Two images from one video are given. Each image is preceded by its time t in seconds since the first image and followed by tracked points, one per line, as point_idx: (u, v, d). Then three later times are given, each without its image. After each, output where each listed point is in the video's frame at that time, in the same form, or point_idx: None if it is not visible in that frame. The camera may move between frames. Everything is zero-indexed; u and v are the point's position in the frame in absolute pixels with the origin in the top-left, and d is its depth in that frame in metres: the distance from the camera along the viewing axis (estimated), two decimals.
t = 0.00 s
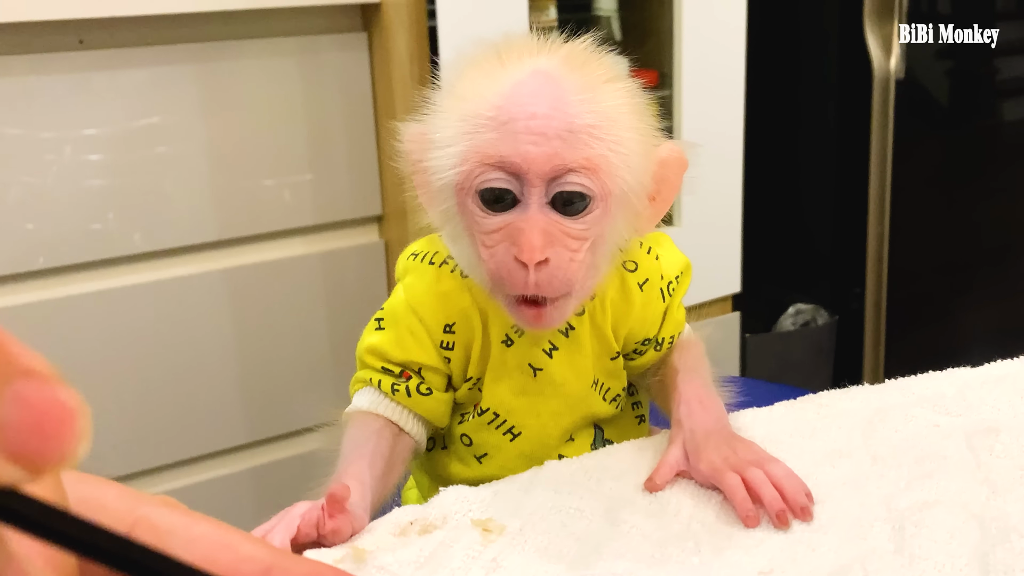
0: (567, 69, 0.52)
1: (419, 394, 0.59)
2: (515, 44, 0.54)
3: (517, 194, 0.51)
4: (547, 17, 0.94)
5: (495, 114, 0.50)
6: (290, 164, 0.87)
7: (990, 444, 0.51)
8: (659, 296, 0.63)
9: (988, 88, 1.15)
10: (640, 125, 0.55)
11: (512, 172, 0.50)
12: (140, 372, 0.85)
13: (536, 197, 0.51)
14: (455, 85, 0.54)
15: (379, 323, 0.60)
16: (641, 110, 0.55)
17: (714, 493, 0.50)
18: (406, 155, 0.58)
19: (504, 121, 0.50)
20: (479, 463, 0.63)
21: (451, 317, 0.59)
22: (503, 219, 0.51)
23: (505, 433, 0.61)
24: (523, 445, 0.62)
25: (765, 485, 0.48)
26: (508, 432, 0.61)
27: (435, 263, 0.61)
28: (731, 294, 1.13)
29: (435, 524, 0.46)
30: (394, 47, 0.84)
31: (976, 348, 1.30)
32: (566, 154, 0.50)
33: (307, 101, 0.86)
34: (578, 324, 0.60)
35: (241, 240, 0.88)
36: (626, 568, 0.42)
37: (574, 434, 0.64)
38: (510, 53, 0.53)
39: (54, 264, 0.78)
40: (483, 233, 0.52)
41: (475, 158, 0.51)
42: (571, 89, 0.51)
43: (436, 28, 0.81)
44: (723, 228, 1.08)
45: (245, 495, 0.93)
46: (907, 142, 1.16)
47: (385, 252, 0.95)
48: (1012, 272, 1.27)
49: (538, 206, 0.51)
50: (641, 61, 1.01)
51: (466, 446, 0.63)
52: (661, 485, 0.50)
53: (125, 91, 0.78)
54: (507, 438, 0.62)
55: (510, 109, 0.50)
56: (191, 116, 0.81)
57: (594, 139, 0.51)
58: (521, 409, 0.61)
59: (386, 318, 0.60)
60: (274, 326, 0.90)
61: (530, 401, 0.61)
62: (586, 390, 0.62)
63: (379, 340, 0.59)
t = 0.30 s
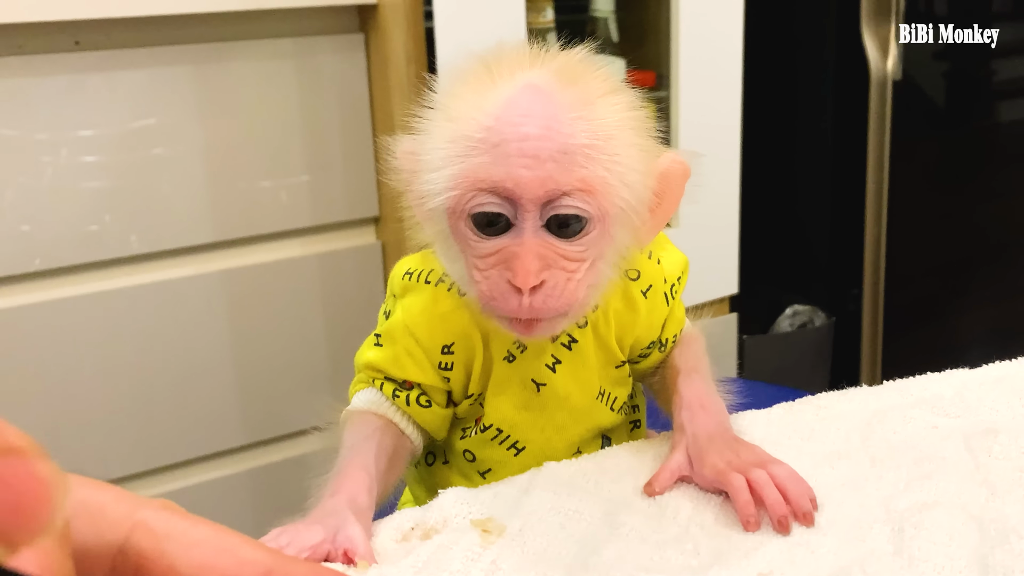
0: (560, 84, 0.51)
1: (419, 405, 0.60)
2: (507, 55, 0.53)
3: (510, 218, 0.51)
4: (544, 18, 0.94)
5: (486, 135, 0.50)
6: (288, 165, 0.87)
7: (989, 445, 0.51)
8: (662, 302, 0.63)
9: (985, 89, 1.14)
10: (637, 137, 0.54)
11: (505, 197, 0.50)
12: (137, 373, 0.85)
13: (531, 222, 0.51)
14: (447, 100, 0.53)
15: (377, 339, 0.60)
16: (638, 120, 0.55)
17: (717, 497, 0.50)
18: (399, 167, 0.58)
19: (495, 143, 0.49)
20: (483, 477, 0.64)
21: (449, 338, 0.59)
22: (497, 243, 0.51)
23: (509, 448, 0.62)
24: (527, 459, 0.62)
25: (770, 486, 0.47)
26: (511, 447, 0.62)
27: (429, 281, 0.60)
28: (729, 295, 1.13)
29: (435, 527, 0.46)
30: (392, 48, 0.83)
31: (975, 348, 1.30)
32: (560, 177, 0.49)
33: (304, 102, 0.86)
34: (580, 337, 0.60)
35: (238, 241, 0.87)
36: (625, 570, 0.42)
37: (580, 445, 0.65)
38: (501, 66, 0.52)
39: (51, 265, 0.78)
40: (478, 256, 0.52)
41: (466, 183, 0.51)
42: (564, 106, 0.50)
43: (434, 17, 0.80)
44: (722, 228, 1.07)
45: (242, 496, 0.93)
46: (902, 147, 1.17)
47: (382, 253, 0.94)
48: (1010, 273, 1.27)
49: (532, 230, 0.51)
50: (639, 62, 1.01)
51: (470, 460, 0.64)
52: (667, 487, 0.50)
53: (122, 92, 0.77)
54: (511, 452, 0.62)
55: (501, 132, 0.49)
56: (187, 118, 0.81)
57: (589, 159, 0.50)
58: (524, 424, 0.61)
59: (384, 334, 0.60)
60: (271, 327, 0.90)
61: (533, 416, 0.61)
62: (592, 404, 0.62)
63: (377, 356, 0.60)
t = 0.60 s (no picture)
0: (562, 93, 0.50)
1: (414, 407, 0.61)
2: (508, 61, 0.53)
3: (509, 234, 0.50)
4: (541, 19, 0.94)
5: (486, 147, 0.49)
6: (285, 165, 0.86)
7: (987, 446, 0.51)
8: (672, 308, 0.61)
9: (982, 90, 1.15)
10: (640, 144, 0.53)
11: (504, 213, 0.49)
12: (133, 374, 0.84)
13: (530, 238, 0.50)
14: (447, 108, 0.52)
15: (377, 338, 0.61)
16: (643, 126, 0.54)
17: (693, 542, 0.46)
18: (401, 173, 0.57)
19: (493, 158, 0.49)
20: (483, 479, 0.64)
21: (446, 340, 0.59)
22: (497, 259, 0.51)
23: (509, 450, 0.62)
24: (527, 463, 0.62)
25: (754, 533, 0.43)
26: (512, 449, 0.62)
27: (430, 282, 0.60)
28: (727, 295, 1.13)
29: (434, 528, 0.46)
30: (389, 49, 0.83)
31: (973, 349, 1.30)
32: (559, 193, 0.49)
33: (301, 102, 0.85)
34: (584, 342, 0.60)
35: (235, 242, 0.87)
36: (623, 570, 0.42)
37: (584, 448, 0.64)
38: (502, 73, 0.52)
39: (47, 266, 0.78)
40: (477, 271, 0.52)
41: (465, 197, 0.50)
42: (566, 117, 0.49)
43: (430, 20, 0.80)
44: (720, 228, 1.07)
45: (238, 498, 0.93)
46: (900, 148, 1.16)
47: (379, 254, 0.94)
48: (1007, 274, 1.27)
49: (532, 247, 0.50)
50: (636, 62, 1.01)
51: (470, 462, 0.64)
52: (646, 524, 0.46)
53: (119, 92, 0.77)
54: (511, 455, 0.62)
55: (501, 145, 0.48)
56: (184, 118, 0.80)
57: (590, 173, 0.50)
58: (523, 426, 0.61)
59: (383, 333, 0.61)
60: (268, 328, 0.90)
61: (532, 420, 0.61)
62: (592, 407, 0.62)
63: (375, 355, 0.60)
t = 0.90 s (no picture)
0: (565, 90, 0.50)
1: (415, 407, 0.61)
2: (510, 60, 0.53)
3: (514, 231, 0.50)
4: (541, 18, 0.94)
5: (491, 145, 0.49)
6: (284, 165, 0.86)
7: (987, 446, 0.51)
8: (673, 311, 0.60)
9: (983, 90, 1.15)
10: (642, 142, 0.54)
11: (509, 210, 0.49)
12: (132, 373, 0.84)
13: (535, 235, 0.50)
14: (450, 107, 0.53)
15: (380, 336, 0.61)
16: (645, 125, 0.54)
17: (693, 542, 0.46)
18: (402, 173, 0.57)
19: (499, 154, 0.49)
20: (484, 480, 0.65)
21: (447, 339, 0.59)
22: (501, 256, 0.51)
23: (509, 454, 0.62)
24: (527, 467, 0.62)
25: (751, 531, 0.43)
26: (512, 454, 0.62)
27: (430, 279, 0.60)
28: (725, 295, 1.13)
29: (433, 528, 0.46)
30: (388, 49, 0.83)
31: (972, 349, 1.30)
32: (564, 188, 0.49)
33: (299, 102, 0.85)
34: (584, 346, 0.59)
35: (233, 241, 0.87)
36: (623, 571, 0.42)
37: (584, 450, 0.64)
38: (505, 71, 0.52)
39: (45, 266, 0.78)
40: (482, 270, 0.52)
41: (470, 195, 0.50)
42: (569, 113, 0.49)
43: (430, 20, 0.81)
44: (719, 228, 1.07)
45: (236, 498, 0.93)
46: (900, 147, 1.16)
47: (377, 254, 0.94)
48: (1005, 274, 1.27)
49: (537, 243, 0.50)
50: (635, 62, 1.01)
51: (471, 464, 0.65)
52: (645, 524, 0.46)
53: (118, 91, 0.77)
54: (511, 459, 0.63)
55: (506, 141, 0.48)
56: (183, 117, 0.80)
57: (594, 169, 0.50)
58: (523, 431, 0.61)
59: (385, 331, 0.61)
60: (266, 327, 0.90)
61: (533, 424, 0.61)
62: (594, 409, 0.62)
63: (377, 352, 0.60)
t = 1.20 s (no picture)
0: (544, 94, 0.50)
1: (403, 408, 0.63)
2: (489, 64, 0.53)
3: (494, 235, 0.50)
4: (540, 19, 0.94)
5: (470, 150, 0.49)
6: (284, 166, 0.87)
7: (983, 446, 0.51)
8: (655, 315, 0.61)
9: (982, 90, 1.15)
10: (622, 145, 0.54)
11: (489, 215, 0.49)
12: (131, 373, 0.84)
13: (515, 239, 0.50)
14: (430, 111, 0.52)
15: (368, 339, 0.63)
16: (625, 128, 0.54)
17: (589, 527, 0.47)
18: (385, 177, 0.58)
19: (477, 160, 0.49)
20: (472, 485, 0.66)
21: (431, 341, 0.61)
22: (482, 260, 0.51)
23: (495, 458, 0.63)
24: (513, 471, 0.63)
25: (623, 529, 0.44)
26: (497, 458, 0.63)
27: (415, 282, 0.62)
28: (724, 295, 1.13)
29: (426, 529, 0.46)
30: (387, 49, 0.83)
31: (970, 349, 1.30)
32: (543, 195, 0.49)
33: (298, 102, 0.85)
34: (567, 347, 0.60)
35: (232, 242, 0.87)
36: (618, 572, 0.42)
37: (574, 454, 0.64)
38: (484, 75, 0.52)
39: (44, 266, 0.78)
40: (463, 273, 0.52)
41: (449, 200, 0.50)
42: (548, 118, 0.49)
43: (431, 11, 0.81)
44: (718, 228, 1.07)
45: (236, 498, 0.93)
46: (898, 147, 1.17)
47: (376, 254, 0.94)
48: (1003, 273, 1.27)
49: (517, 247, 0.50)
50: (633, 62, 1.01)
51: (459, 468, 0.66)
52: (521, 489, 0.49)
53: (118, 92, 0.77)
54: (498, 463, 0.63)
55: (484, 147, 0.48)
56: (182, 117, 0.80)
57: (574, 174, 0.50)
58: (509, 434, 0.62)
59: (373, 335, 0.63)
60: (266, 327, 0.90)
61: (518, 427, 0.62)
62: (580, 413, 0.63)
63: (365, 355, 0.63)
